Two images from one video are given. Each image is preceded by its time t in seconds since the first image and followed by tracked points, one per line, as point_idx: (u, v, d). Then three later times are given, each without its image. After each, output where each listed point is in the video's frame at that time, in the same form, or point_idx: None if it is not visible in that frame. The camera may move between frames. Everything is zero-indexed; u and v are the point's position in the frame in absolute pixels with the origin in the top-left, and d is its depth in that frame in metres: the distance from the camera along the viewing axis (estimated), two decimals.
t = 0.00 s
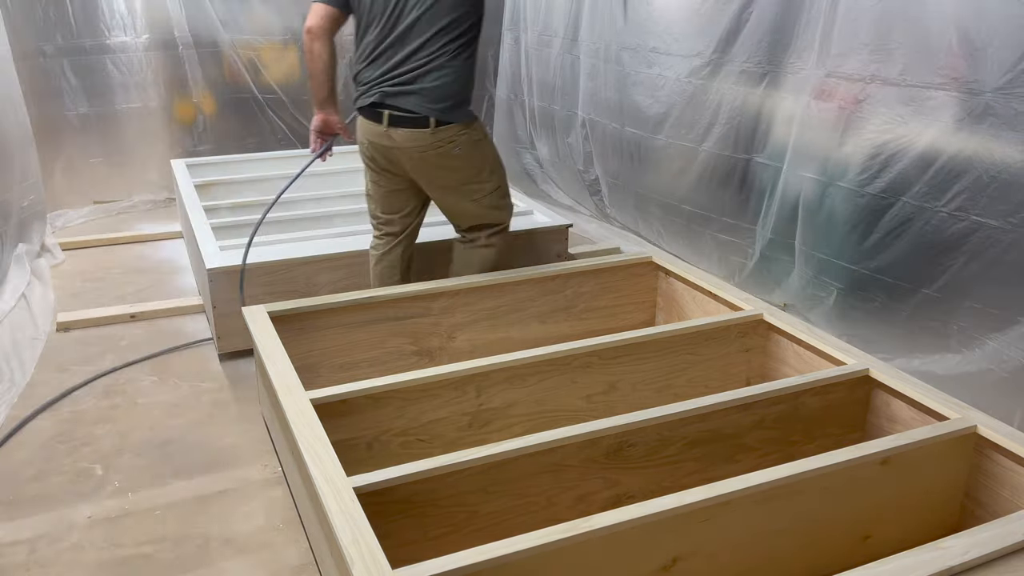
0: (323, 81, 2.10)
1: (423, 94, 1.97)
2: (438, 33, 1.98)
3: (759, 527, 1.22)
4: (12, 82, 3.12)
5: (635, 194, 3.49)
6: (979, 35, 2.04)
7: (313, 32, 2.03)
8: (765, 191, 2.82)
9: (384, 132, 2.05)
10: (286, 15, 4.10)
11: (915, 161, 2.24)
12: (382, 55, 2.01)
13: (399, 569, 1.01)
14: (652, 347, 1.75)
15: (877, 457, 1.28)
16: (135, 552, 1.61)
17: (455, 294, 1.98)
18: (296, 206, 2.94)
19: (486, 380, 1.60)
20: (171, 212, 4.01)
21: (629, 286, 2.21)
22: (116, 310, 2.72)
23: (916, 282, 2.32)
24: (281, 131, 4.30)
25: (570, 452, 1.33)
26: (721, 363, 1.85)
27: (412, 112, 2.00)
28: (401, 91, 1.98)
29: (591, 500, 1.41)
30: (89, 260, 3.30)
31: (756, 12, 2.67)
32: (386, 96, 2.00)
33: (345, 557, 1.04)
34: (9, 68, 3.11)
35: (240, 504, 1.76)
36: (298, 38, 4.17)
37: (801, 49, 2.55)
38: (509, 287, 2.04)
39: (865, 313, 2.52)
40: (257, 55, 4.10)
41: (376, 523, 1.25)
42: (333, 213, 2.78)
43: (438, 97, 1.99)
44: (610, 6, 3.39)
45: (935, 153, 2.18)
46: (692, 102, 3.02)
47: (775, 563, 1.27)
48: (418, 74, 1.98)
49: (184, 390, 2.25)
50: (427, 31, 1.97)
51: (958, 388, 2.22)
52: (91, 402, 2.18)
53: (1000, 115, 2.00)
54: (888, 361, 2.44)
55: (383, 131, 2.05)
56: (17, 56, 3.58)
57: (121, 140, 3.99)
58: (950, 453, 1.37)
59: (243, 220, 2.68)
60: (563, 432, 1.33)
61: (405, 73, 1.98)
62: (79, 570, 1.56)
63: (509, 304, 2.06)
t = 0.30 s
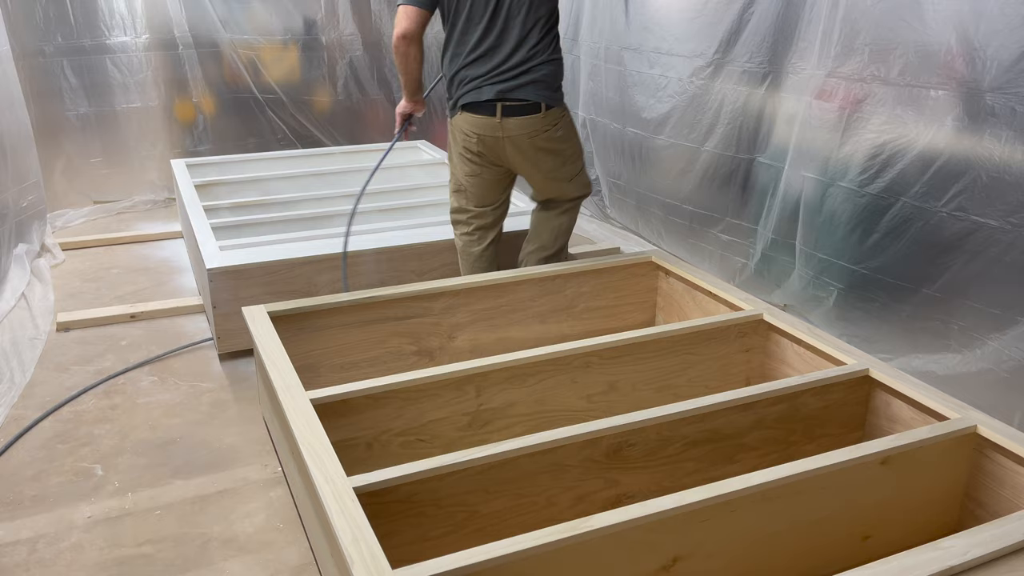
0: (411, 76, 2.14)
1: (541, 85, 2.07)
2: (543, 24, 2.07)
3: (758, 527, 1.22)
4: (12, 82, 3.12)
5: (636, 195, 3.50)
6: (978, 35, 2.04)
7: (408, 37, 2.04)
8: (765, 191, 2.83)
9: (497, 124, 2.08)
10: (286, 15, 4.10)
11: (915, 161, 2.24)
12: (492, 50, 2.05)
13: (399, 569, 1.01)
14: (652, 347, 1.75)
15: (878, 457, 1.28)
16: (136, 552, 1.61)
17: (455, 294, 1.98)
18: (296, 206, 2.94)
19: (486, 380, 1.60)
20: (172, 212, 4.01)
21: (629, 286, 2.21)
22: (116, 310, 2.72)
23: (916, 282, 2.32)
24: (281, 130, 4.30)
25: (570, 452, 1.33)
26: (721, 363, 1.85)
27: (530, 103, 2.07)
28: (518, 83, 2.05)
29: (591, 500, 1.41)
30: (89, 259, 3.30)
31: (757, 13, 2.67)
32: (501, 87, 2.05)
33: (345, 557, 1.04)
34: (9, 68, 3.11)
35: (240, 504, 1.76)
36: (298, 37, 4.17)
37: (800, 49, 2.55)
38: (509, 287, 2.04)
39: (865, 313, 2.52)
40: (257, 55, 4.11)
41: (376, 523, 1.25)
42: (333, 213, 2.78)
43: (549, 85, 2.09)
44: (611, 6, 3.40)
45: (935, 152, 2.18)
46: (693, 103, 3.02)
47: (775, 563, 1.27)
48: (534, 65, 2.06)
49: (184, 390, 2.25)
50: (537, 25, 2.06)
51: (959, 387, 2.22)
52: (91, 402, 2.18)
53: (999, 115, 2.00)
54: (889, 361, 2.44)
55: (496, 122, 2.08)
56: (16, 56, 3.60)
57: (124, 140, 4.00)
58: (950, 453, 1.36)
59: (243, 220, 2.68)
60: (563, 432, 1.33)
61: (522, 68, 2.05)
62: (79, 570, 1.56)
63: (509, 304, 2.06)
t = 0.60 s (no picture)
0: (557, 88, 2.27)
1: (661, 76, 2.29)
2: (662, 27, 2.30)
3: (758, 527, 1.22)
4: (12, 82, 3.12)
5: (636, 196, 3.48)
6: (975, 34, 2.04)
7: (563, 43, 2.17)
8: (765, 191, 2.83)
9: (638, 112, 2.28)
10: (286, 15, 4.11)
11: (915, 162, 2.24)
12: (636, 43, 2.24)
13: (399, 569, 1.01)
14: (652, 347, 1.75)
15: (878, 457, 1.28)
16: (136, 552, 1.61)
17: (455, 293, 1.98)
18: (296, 206, 2.94)
19: (485, 380, 1.59)
20: (172, 212, 4.01)
21: (629, 286, 2.21)
22: (116, 311, 2.71)
23: (917, 282, 2.32)
24: (281, 130, 4.30)
25: (570, 452, 1.33)
26: (721, 363, 1.85)
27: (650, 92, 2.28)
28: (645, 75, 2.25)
29: (591, 500, 1.41)
30: (89, 259, 3.30)
31: (758, 13, 2.67)
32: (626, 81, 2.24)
33: (346, 557, 1.04)
34: (9, 68, 3.11)
35: (240, 504, 1.76)
36: (298, 37, 4.16)
37: (800, 49, 2.55)
38: (510, 287, 2.04)
39: (864, 312, 2.52)
40: (257, 55, 4.11)
41: (376, 522, 1.25)
42: (333, 213, 2.78)
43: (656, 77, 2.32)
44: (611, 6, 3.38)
45: (936, 153, 2.18)
46: (696, 103, 3.00)
47: (774, 563, 1.27)
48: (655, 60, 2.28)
49: (184, 390, 2.25)
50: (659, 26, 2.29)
51: (958, 387, 2.22)
52: (91, 403, 2.18)
53: (997, 114, 2.01)
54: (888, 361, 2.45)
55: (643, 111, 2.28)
56: (17, 56, 3.60)
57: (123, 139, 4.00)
58: (950, 453, 1.36)
59: (243, 220, 2.68)
60: (563, 432, 1.33)
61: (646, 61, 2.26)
62: (80, 570, 1.56)
63: (509, 304, 2.06)
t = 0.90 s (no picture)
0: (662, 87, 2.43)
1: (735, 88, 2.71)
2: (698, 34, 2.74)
3: (758, 527, 1.22)
4: (12, 82, 3.13)
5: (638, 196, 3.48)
6: (973, 34, 2.04)
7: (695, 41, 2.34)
8: (765, 191, 2.82)
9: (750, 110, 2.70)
10: (286, 15, 4.11)
11: (914, 161, 2.25)
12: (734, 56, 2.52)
13: (400, 569, 1.01)
14: (651, 347, 1.75)
15: (877, 457, 1.28)
16: (136, 552, 1.61)
17: (454, 293, 1.98)
18: (296, 206, 2.94)
19: (485, 380, 1.60)
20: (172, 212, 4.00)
21: (629, 286, 2.21)
22: (115, 311, 2.71)
23: (917, 282, 2.31)
24: (281, 130, 4.30)
25: (570, 452, 1.33)
26: (721, 363, 1.85)
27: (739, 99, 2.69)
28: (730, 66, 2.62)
29: (591, 500, 1.41)
30: (89, 259, 3.29)
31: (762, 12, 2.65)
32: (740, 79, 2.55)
33: (346, 557, 1.04)
34: (9, 68, 3.11)
35: (240, 504, 1.76)
36: (298, 37, 4.17)
37: (801, 49, 2.55)
38: (510, 287, 2.04)
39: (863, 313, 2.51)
40: (257, 55, 4.11)
41: (376, 522, 1.24)
42: (333, 213, 2.78)
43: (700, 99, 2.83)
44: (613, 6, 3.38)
45: (936, 153, 2.18)
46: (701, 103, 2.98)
47: (773, 563, 1.27)
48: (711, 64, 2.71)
49: (184, 390, 2.25)
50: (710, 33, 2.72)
51: (958, 387, 2.22)
52: (91, 403, 2.18)
53: (993, 113, 2.01)
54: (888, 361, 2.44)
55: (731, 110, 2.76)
56: (16, 56, 3.60)
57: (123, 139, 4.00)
58: (950, 453, 1.36)
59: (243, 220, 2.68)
60: (562, 432, 1.33)
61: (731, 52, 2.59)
62: (80, 570, 1.56)
63: (509, 304, 2.06)
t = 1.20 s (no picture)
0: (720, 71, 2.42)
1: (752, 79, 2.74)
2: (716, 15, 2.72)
3: (757, 527, 1.22)
4: (12, 82, 3.13)
5: (639, 196, 3.47)
6: (972, 34, 2.04)
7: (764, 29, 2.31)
8: (763, 190, 2.82)
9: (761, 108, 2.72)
10: (286, 15, 4.11)
11: (911, 160, 2.25)
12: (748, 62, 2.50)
13: (400, 569, 1.01)
14: (652, 347, 1.75)
15: (878, 456, 1.28)
16: (136, 553, 1.61)
17: (455, 293, 1.98)
18: (296, 206, 2.94)
19: (485, 380, 1.60)
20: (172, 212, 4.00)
21: (629, 286, 2.21)
22: (116, 311, 2.71)
23: (915, 281, 2.31)
24: (281, 130, 4.30)
25: (569, 452, 1.33)
26: (721, 363, 1.85)
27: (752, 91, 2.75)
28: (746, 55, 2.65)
29: (591, 500, 1.41)
30: (89, 259, 3.29)
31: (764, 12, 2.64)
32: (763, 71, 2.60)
33: (346, 557, 1.04)
34: (9, 68, 3.11)
35: (240, 504, 1.76)
36: (298, 37, 4.17)
37: (801, 49, 2.55)
38: (510, 287, 2.04)
39: (863, 312, 2.51)
40: (257, 55, 4.11)
41: (376, 522, 1.24)
42: (334, 213, 2.78)
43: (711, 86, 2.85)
44: (614, 6, 3.38)
45: (933, 153, 2.18)
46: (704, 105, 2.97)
47: (772, 563, 1.27)
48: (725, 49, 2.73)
49: (184, 390, 2.25)
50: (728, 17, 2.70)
51: (958, 387, 2.22)
52: (91, 403, 2.18)
53: (991, 114, 2.01)
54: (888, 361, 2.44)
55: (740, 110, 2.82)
56: (16, 56, 3.60)
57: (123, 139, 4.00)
58: (949, 453, 1.36)
59: (243, 220, 2.68)
60: (563, 432, 1.33)
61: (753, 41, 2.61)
62: (80, 570, 1.56)
63: (509, 304, 2.06)
